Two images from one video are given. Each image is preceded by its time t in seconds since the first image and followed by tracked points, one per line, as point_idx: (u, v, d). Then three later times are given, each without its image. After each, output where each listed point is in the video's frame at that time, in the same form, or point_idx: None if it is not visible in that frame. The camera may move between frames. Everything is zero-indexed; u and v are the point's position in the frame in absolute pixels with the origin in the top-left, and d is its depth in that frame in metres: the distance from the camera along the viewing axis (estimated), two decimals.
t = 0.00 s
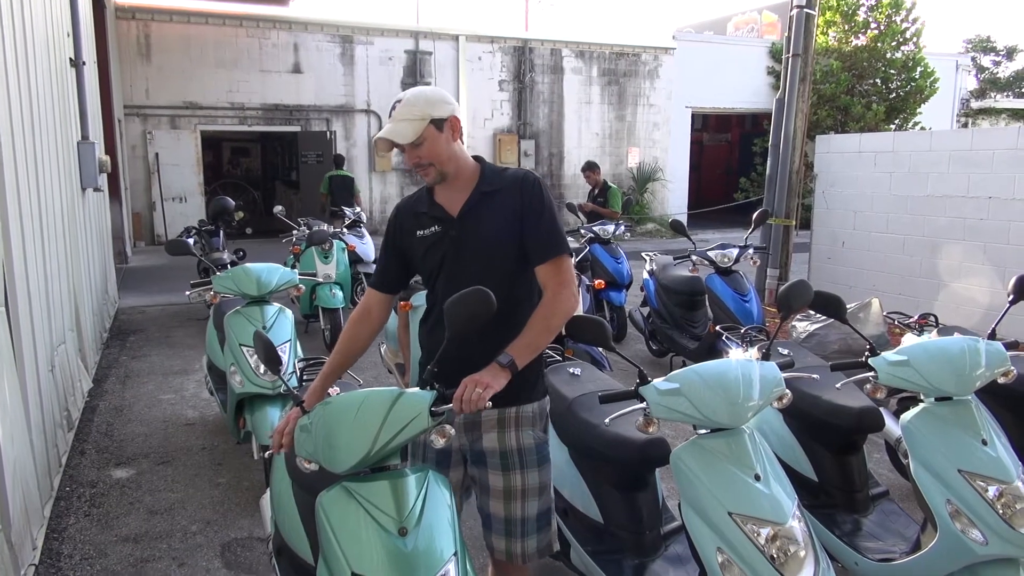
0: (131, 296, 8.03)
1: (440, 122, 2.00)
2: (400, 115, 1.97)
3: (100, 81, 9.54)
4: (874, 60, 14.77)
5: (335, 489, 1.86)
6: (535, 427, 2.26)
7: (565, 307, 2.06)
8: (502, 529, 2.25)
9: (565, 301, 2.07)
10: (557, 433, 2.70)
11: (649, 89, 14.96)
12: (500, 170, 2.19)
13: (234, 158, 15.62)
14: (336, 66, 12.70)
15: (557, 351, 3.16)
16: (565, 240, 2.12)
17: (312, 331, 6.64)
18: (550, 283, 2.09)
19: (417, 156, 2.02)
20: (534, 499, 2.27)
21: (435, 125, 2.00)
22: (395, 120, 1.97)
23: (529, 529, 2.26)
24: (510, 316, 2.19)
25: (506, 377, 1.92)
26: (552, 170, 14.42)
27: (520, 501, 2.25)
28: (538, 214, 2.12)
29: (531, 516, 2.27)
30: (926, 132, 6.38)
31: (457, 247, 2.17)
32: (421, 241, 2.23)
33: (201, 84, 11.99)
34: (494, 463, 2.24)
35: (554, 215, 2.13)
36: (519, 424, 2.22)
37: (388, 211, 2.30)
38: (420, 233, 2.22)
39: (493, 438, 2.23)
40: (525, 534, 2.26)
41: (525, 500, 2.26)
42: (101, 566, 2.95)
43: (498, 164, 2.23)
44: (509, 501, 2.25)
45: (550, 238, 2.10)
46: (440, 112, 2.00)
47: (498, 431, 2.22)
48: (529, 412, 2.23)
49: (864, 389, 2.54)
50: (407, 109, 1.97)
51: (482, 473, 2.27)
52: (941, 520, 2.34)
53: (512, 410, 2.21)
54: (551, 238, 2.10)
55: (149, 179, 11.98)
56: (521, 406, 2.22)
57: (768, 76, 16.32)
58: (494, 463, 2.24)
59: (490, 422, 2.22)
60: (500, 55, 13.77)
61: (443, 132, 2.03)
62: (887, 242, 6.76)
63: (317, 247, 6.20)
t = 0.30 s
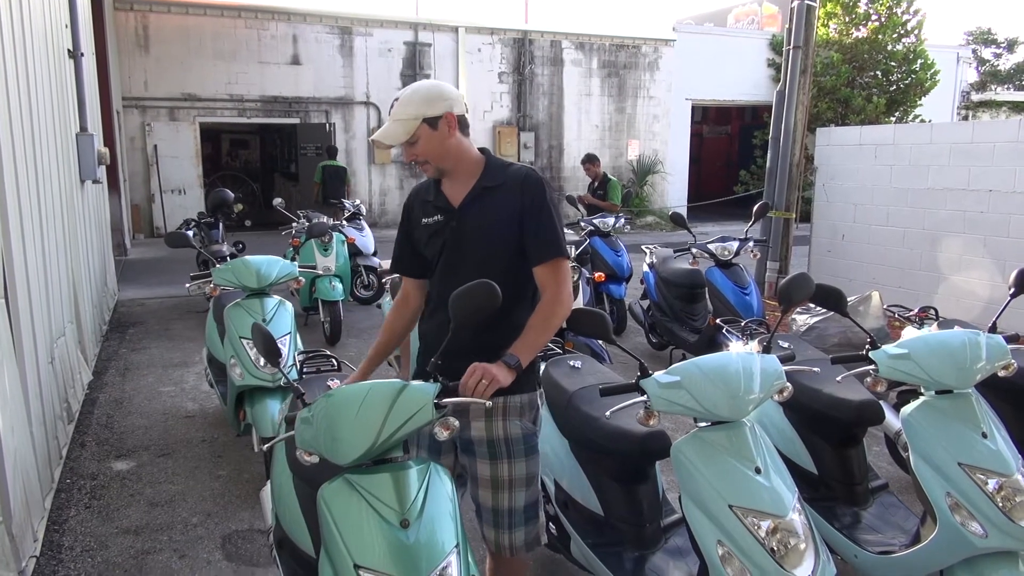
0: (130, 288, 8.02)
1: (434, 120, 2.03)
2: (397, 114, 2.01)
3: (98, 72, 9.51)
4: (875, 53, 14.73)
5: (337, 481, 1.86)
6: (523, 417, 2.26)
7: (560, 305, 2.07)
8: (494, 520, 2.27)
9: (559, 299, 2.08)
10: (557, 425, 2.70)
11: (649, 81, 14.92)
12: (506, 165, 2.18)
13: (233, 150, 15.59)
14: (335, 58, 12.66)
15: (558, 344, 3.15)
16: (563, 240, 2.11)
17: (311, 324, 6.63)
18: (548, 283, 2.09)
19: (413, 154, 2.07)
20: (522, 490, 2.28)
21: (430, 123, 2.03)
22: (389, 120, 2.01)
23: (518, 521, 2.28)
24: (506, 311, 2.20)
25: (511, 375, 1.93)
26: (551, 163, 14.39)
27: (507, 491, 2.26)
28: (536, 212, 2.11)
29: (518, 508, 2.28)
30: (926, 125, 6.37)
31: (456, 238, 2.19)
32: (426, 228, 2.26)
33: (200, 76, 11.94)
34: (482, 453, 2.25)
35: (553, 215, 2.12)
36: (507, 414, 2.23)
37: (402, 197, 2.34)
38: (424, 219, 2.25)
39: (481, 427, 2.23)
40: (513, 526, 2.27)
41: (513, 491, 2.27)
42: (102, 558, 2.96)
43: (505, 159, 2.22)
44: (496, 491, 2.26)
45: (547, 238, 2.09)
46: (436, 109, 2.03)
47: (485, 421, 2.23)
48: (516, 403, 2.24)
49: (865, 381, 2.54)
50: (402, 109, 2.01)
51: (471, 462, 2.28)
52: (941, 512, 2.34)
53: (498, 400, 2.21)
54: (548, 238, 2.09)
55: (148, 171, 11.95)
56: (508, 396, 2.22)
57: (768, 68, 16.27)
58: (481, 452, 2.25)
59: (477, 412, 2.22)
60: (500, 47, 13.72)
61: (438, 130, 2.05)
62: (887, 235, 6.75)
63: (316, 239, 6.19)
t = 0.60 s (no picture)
0: (132, 287, 8.02)
1: (425, 122, 2.09)
2: (391, 119, 2.09)
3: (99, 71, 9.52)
4: (877, 50, 14.72)
5: (341, 478, 1.87)
6: (513, 411, 2.26)
7: (551, 300, 2.07)
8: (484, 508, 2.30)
9: (548, 294, 2.08)
10: (559, 423, 2.71)
11: (651, 79, 14.90)
12: (501, 163, 2.20)
13: (234, 149, 15.61)
14: (336, 57, 12.66)
15: (561, 342, 3.15)
16: (554, 236, 2.10)
17: (314, 322, 6.64)
18: (541, 279, 2.09)
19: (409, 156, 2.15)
20: (512, 482, 2.29)
21: (422, 126, 2.09)
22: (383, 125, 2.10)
23: (510, 512, 2.30)
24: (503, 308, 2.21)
25: (514, 369, 1.95)
26: (553, 161, 14.38)
27: (498, 483, 2.28)
28: (527, 209, 2.12)
29: (508, 499, 2.30)
30: (928, 122, 6.36)
31: (453, 233, 2.23)
32: (430, 225, 2.32)
33: (201, 74, 11.95)
34: (474, 445, 2.26)
35: (543, 211, 2.12)
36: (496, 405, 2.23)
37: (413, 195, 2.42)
38: (427, 214, 2.32)
39: (472, 418, 2.23)
40: (504, 517, 2.30)
41: (503, 483, 2.28)
42: (106, 556, 2.97)
43: (502, 157, 2.23)
44: (488, 483, 2.28)
45: (538, 234, 2.09)
46: (427, 113, 2.09)
47: (476, 413, 2.23)
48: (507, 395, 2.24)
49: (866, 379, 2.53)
50: (395, 114, 2.09)
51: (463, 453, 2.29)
52: (943, 509, 2.34)
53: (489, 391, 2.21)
54: (539, 234, 2.09)
55: (150, 169, 11.96)
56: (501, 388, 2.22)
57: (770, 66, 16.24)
58: (473, 444, 2.26)
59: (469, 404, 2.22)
60: (501, 45, 13.72)
61: (431, 132, 2.11)
62: (889, 233, 6.75)
63: (318, 237, 6.19)
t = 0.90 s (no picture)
0: (134, 288, 8.03)
1: (412, 123, 2.13)
2: (380, 122, 2.13)
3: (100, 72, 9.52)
4: (877, 48, 14.71)
5: (348, 476, 1.87)
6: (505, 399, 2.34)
7: (540, 288, 2.12)
8: (478, 499, 2.36)
9: (536, 284, 2.13)
10: (561, 420, 2.72)
11: (651, 78, 14.89)
12: (486, 159, 2.26)
13: (235, 149, 15.63)
14: (336, 57, 12.66)
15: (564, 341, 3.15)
16: (538, 226, 2.15)
17: (315, 322, 6.65)
18: (529, 269, 2.14)
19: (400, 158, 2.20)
20: (506, 469, 2.36)
21: (409, 127, 2.13)
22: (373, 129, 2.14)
23: (504, 498, 2.37)
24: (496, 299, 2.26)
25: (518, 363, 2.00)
26: (553, 160, 14.38)
27: (492, 470, 2.35)
28: (511, 202, 2.18)
29: (502, 486, 2.36)
30: (929, 120, 6.36)
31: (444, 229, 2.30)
32: (424, 224, 2.40)
33: (202, 75, 11.95)
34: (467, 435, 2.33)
35: (527, 203, 2.17)
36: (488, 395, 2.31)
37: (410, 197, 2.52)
38: (421, 212, 2.41)
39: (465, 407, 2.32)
40: (499, 503, 2.36)
41: (497, 470, 2.35)
42: (109, 556, 2.98)
43: (487, 154, 2.30)
44: (482, 471, 2.34)
45: (523, 225, 2.14)
46: (412, 113, 2.13)
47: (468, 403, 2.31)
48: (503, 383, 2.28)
49: (867, 376, 2.53)
50: (384, 117, 2.13)
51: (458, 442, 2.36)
52: (944, 506, 2.34)
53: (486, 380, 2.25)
54: (524, 225, 2.15)
55: (150, 170, 11.97)
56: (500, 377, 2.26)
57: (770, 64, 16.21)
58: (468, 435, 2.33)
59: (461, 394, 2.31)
60: (501, 45, 13.72)
61: (418, 132, 2.15)
62: (890, 230, 6.75)
63: (319, 237, 6.19)
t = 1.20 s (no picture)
0: (137, 288, 8.04)
1: (407, 120, 2.14)
2: (371, 122, 2.12)
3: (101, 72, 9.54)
4: (878, 46, 14.70)
5: (355, 473, 1.88)
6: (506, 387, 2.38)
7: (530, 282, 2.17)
8: (481, 488, 2.37)
9: (525, 277, 2.18)
10: (563, 418, 2.73)
11: (652, 77, 14.89)
12: (470, 158, 2.30)
13: (236, 149, 15.65)
14: (337, 57, 12.67)
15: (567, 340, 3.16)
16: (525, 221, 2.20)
17: (317, 322, 6.66)
18: (518, 263, 2.19)
19: (393, 157, 2.19)
20: (510, 457, 2.39)
21: (404, 126, 2.15)
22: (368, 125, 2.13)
23: (506, 486, 2.39)
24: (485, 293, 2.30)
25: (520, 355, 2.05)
26: (555, 159, 14.39)
27: (495, 458, 2.37)
28: (498, 199, 2.21)
29: (506, 473, 2.39)
30: (931, 118, 6.35)
31: (433, 228, 2.32)
32: (412, 225, 2.42)
33: (203, 75, 11.97)
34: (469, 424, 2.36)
35: (513, 199, 2.22)
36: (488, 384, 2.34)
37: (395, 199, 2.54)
38: (409, 214, 2.42)
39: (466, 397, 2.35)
40: (502, 490, 2.39)
41: (501, 459, 2.38)
42: (113, 555, 2.98)
43: (472, 153, 2.33)
44: (486, 459, 2.37)
45: (510, 221, 2.19)
46: (406, 113, 2.14)
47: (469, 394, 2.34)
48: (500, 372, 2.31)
49: (869, 374, 2.54)
50: (378, 114, 2.12)
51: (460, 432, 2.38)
52: (946, 503, 2.34)
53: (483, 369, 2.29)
54: (511, 220, 2.19)
55: (152, 171, 11.99)
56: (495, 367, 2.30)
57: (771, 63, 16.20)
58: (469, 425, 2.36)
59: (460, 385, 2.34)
60: (502, 44, 13.72)
61: (412, 131, 2.17)
62: (891, 229, 6.75)
63: (321, 237, 6.20)
